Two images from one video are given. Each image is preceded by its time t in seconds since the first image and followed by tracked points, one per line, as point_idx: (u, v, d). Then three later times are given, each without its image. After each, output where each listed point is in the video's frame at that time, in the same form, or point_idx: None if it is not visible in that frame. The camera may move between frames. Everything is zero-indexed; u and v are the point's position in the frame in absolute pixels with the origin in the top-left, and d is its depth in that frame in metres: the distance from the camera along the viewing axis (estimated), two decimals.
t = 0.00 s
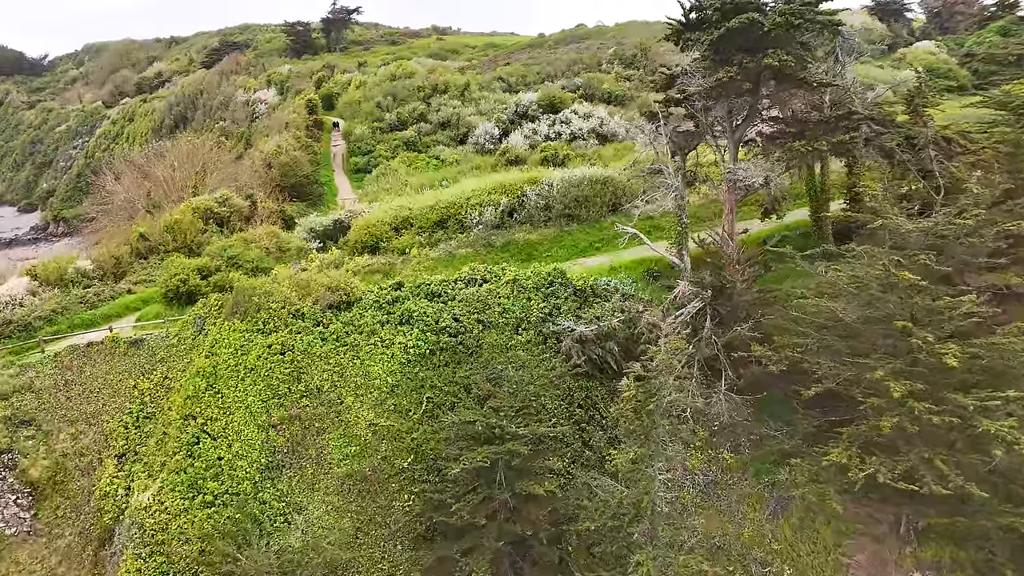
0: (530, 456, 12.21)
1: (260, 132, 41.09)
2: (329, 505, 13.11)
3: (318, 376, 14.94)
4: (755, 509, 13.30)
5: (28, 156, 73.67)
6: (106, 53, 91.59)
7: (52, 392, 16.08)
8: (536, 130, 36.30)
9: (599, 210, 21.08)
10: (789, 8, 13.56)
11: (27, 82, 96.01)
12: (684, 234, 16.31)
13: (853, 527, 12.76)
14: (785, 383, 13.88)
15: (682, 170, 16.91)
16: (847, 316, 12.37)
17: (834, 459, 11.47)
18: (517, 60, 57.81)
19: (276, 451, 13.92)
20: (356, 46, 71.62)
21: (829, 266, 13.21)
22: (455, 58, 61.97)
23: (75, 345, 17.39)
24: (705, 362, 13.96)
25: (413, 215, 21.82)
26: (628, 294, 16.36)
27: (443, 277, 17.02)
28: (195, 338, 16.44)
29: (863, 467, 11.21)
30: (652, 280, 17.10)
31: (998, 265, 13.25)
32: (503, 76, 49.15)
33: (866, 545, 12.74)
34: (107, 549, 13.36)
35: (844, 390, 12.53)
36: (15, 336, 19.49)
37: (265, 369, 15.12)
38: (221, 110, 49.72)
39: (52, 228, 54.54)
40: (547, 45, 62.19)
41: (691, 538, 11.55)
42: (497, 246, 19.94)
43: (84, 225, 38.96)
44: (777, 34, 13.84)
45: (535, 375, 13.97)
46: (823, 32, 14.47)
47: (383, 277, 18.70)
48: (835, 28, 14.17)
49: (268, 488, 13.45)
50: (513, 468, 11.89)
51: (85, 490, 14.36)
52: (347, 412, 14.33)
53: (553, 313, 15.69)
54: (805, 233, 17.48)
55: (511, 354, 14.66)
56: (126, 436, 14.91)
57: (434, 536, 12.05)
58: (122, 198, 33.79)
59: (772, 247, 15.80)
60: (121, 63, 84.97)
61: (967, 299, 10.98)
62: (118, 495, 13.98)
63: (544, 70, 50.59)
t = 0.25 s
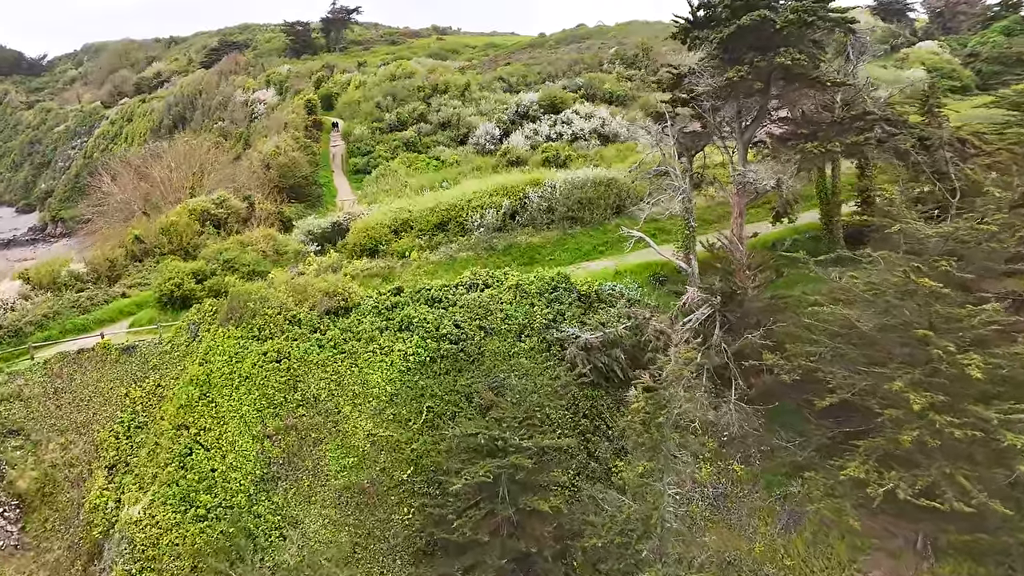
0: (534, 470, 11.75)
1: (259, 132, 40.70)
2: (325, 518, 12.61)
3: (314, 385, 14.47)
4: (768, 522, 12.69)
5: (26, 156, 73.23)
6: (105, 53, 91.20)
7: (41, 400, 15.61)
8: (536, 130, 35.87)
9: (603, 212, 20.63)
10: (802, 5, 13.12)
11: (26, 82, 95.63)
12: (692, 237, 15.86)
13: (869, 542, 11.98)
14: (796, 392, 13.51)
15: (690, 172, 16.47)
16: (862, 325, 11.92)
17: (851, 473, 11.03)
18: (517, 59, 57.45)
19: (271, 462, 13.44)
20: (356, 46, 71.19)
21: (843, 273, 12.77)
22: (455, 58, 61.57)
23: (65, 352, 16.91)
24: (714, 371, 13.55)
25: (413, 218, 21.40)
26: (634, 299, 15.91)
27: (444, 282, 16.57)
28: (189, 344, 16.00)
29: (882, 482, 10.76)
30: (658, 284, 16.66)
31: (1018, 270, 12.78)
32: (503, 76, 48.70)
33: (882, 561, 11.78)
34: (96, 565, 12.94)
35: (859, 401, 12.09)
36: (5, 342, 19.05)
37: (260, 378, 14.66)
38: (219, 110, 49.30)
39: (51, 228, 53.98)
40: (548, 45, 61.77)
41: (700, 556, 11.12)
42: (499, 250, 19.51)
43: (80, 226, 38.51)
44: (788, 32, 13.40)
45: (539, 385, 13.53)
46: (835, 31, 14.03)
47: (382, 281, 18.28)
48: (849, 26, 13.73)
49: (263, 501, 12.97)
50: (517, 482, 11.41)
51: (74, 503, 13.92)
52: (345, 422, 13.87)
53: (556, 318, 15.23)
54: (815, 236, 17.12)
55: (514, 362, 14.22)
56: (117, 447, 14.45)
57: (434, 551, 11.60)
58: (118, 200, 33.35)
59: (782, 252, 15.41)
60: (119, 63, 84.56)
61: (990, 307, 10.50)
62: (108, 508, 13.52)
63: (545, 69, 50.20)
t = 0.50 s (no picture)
0: (540, 484, 11.32)
1: (258, 133, 40.28)
2: (323, 532, 12.09)
3: (312, 394, 14.03)
4: (780, 537, 12.17)
5: (24, 157, 72.75)
6: (105, 53, 90.81)
7: (31, 409, 15.19)
8: (538, 130, 35.43)
9: (607, 214, 20.18)
10: (816, 2, 12.72)
11: (25, 82, 95.25)
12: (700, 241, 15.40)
13: (886, 558, 11.28)
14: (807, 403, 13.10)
15: (698, 174, 16.03)
16: (880, 333, 11.47)
17: (869, 488, 10.58)
18: (518, 59, 57.08)
19: (267, 473, 12.97)
20: (356, 46, 70.77)
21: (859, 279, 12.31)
22: (456, 58, 61.17)
23: (56, 359, 16.51)
24: (725, 379, 13.09)
25: (414, 220, 20.97)
26: (640, 305, 15.47)
27: (445, 287, 16.13)
28: (183, 351, 15.56)
29: (902, 498, 10.30)
30: (665, 289, 16.22)
31: None
32: (504, 76, 48.23)
33: None
34: None
35: (877, 412, 11.63)
36: None
37: (256, 386, 14.20)
38: (218, 110, 48.87)
39: (49, 229, 53.44)
40: (549, 45, 61.31)
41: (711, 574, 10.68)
42: (501, 253, 19.08)
43: (76, 227, 38.06)
44: (802, 30, 12.98)
45: (545, 395, 13.08)
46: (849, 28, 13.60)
47: (382, 286, 17.88)
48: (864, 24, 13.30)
49: (258, 514, 12.46)
50: (522, 496, 11.02)
51: (64, 515, 13.33)
52: (343, 432, 13.42)
53: (561, 325, 14.79)
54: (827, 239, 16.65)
55: (517, 370, 13.77)
56: (108, 457, 13.96)
57: (435, 567, 10.98)
58: (115, 201, 32.92)
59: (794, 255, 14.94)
60: (119, 63, 84.12)
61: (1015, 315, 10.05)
62: (98, 521, 12.98)
63: (546, 69, 49.79)
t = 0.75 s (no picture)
0: (547, 499, 10.90)
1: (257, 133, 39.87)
2: (322, 546, 11.69)
3: (310, 402, 13.57)
4: (795, 552, 11.78)
5: (23, 157, 72.28)
6: (104, 53, 90.34)
7: (22, 418, 14.74)
8: (540, 130, 35.02)
9: (613, 216, 19.75)
10: None
11: (24, 82, 94.85)
12: (711, 244, 14.96)
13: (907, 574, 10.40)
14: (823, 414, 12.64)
15: (707, 176, 15.57)
16: (901, 341, 11.01)
17: (891, 504, 10.10)
18: (519, 59, 56.71)
19: (265, 485, 12.52)
20: (356, 45, 70.35)
21: (878, 285, 11.85)
22: (457, 57, 60.78)
23: (48, 366, 16.06)
24: (739, 389, 12.63)
25: (415, 222, 20.55)
26: (648, 310, 15.05)
27: (448, 291, 15.70)
28: (179, 358, 15.12)
29: (926, 515, 9.82)
30: (674, 294, 15.79)
31: None
32: (506, 76, 47.79)
33: None
34: None
35: (897, 424, 11.16)
36: None
37: (253, 395, 13.75)
38: (217, 110, 48.45)
39: (48, 230, 52.91)
40: (550, 45, 60.83)
41: None
42: (504, 256, 18.66)
43: (74, 228, 37.67)
44: (818, 27, 12.54)
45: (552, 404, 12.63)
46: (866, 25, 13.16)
47: (383, 290, 17.48)
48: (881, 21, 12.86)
49: (255, 528, 12.03)
50: (529, 512, 10.66)
51: (56, 528, 12.86)
52: (343, 442, 12.97)
53: (567, 331, 14.36)
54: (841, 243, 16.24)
55: (522, 378, 13.34)
56: (102, 468, 13.54)
57: None
58: (112, 202, 32.50)
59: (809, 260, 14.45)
60: (118, 63, 83.67)
61: None
62: (90, 535, 12.57)
63: (548, 69, 49.39)
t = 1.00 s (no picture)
0: (558, 513, 10.49)
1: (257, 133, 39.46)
2: (324, 561, 11.22)
3: (312, 411, 13.16)
4: (814, 566, 10.78)
5: (22, 157, 71.82)
6: (103, 52, 89.92)
7: (14, 426, 14.27)
8: (542, 130, 34.62)
9: (620, 218, 19.34)
10: None
11: (23, 82, 94.46)
12: (724, 247, 14.55)
13: None
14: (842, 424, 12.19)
15: (720, 177, 15.17)
16: (924, 349, 10.57)
17: (916, 519, 9.66)
18: (520, 58, 56.30)
19: (265, 497, 12.08)
20: (356, 45, 69.91)
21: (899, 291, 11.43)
22: (458, 57, 60.40)
23: (42, 373, 15.64)
24: (755, 398, 12.21)
25: (418, 224, 20.15)
26: (659, 316, 14.65)
27: (453, 296, 15.30)
28: (176, 365, 14.69)
29: (954, 531, 9.36)
30: (685, 298, 15.39)
31: None
32: (507, 75, 47.37)
33: None
34: None
35: (921, 434, 10.72)
36: None
37: (253, 404, 13.32)
38: (217, 110, 48.03)
39: (47, 230, 52.42)
40: (552, 44, 60.35)
41: None
42: (510, 259, 18.27)
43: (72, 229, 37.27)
44: (835, 23, 12.15)
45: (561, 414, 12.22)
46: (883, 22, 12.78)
47: (386, 294, 17.11)
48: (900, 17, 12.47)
49: (255, 542, 11.55)
50: (539, 527, 10.33)
51: (50, 541, 12.31)
52: (345, 453, 12.56)
53: (576, 337, 13.96)
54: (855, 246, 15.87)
55: (530, 386, 12.93)
56: (97, 479, 13.07)
57: None
58: (110, 203, 32.09)
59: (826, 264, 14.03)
60: (117, 62, 83.27)
61: None
62: (85, 548, 12.08)
63: (549, 69, 48.99)
